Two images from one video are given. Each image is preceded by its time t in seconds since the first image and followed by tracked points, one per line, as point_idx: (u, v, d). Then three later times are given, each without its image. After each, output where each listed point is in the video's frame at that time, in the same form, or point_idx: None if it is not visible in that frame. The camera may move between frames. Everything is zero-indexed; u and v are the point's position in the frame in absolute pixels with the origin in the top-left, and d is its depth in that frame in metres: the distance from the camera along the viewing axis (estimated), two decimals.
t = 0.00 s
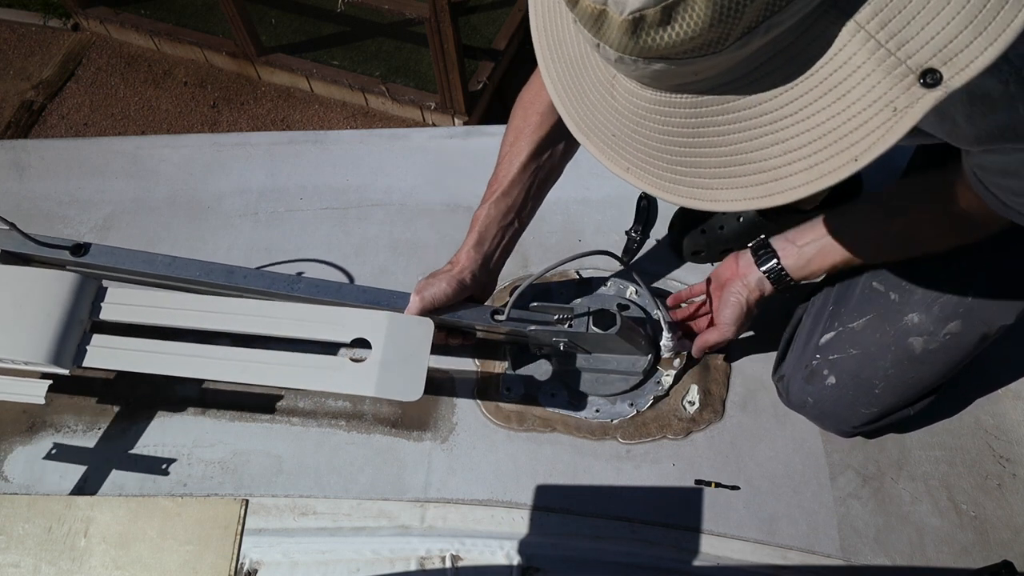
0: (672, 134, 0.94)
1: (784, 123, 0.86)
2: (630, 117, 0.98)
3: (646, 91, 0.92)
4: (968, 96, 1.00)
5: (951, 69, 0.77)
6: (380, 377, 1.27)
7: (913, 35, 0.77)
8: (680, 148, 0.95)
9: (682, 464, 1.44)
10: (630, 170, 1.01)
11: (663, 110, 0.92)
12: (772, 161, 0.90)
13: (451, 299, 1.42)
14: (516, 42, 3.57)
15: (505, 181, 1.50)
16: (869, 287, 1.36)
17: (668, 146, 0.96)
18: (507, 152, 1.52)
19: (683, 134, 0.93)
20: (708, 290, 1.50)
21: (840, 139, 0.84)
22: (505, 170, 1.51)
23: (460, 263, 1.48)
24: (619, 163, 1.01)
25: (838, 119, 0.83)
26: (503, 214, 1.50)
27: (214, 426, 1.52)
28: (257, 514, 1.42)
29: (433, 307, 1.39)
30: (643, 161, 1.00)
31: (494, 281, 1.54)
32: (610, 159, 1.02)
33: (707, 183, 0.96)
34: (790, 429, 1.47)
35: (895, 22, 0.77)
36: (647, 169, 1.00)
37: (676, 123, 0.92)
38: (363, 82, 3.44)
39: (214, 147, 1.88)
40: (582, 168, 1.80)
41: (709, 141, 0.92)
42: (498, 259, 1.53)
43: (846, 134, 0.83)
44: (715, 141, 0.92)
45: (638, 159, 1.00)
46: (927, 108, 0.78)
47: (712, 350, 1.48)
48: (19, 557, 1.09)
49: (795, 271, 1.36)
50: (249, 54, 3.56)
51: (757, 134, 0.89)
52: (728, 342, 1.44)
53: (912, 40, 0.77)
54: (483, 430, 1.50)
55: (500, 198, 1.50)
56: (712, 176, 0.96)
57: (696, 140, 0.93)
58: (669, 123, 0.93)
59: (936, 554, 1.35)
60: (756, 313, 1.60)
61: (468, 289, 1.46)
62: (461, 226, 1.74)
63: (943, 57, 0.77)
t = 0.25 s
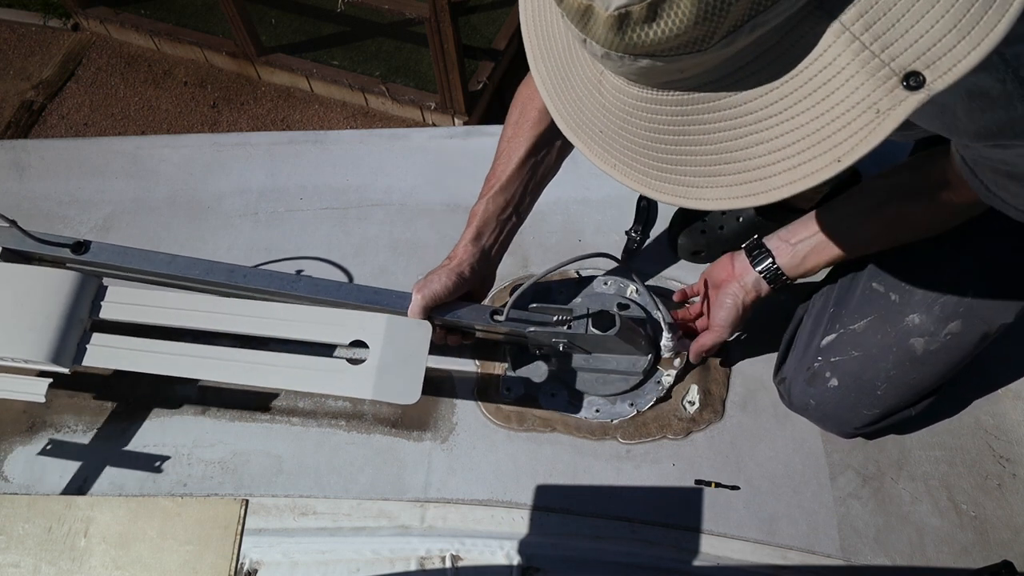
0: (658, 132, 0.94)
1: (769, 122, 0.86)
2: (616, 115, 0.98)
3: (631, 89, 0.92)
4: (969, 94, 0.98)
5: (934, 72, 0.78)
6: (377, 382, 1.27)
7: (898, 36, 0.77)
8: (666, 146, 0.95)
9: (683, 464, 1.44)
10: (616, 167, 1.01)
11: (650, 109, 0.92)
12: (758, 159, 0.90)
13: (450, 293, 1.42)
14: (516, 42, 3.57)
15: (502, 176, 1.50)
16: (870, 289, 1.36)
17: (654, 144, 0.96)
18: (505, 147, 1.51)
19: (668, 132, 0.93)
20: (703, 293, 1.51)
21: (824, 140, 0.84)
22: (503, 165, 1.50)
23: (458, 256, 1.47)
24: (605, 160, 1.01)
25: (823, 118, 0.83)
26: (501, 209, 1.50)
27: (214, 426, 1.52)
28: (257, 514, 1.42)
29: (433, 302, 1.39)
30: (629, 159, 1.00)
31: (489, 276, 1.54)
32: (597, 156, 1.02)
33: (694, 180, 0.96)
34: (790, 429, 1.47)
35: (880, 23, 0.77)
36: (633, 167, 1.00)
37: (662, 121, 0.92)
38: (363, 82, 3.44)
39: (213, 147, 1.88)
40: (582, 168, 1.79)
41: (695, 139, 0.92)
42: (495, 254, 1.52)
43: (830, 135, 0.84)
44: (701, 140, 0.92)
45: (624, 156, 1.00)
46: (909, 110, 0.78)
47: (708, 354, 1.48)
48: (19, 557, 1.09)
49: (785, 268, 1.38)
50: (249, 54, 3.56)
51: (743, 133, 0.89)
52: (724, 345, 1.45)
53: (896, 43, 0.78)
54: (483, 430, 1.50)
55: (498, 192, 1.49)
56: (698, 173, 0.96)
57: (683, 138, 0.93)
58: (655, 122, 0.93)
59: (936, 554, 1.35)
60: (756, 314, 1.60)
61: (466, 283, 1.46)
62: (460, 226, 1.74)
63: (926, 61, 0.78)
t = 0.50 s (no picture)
0: (659, 146, 0.94)
1: (769, 137, 0.86)
2: (619, 130, 0.98)
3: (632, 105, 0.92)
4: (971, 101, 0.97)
5: (928, 83, 0.77)
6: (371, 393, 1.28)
7: (889, 49, 0.77)
8: (668, 160, 0.95)
9: (683, 464, 1.44)
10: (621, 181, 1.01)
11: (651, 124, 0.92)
12: (757, 173, 0.90)
13: (446, 301, 1.42)
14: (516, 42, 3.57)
15: (499, 182, 1.50)
16: (873, 292, 1.36)
17: (656, 158, 0.96)
18: (502, 153, 1.51)
19: (670, 146, 0.93)
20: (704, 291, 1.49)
21: (824, 153, 0.84)
22: (500, 171, 1.50)
23: (452, 262, 1.47)
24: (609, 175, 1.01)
25: (818, 132, 0.83)
26: (496, 215, 1.50)
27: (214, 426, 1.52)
28: (257, 514, 1.42)
29: (428, 309, 1.39)
30: (633, 174, 1.00)
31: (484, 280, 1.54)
32: (602, 171, 1.03)
33: (696, 194, 0.96)
34: (791, 429, 1.47)
35: (869, 37, 0.77)
36: (637, 182, 1.00)
37: (664, 135, 0.92)
38: (363, 82, 3.44)
39: (214, 147, 1.88)
40: (581, 168, 1.79)
41: (697, 152, 0.92)
42: (489, 261, 1.52)
43: (829, 148, 0.83)
44: (702, 153, 0.92)
45: (628, 171, 1.00)
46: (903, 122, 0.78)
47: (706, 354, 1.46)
48: (19, 557, 1.09)
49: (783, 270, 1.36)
50: (249, 54, 3.56)
51: (743, 147, 0.88)
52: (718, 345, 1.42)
53: (888, 55, 0.77)
54: (483, 430, 1.50)
55: (493, 198, 1.49)
56: (700, 187, 0.95)
57: (684, 152, 0.93)
58: (656, 136, 0.93)
59: (936, 554, 1.35)
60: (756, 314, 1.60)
61: (459, 290, 1.45)
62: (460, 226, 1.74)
63: (919, 72, 0.77)
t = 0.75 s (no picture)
0: (668, 152, 0.94)
1: (779, 144, 0.86)
2: (626, 137, 0.98)
3: (639, 112, 0.92)
4: (980, 102, 0.97)
5: (942, 88, 0.77)
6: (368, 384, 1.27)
7: (902, 54, 0.77)
8: (677, 167, 0.95)
9: (683, 464, 1.44)
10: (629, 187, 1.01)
11: (659, 131, 0.92)
12: (768, 178, 0.90)
13: (449, 296, 1.42)
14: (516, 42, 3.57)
15: (504, 177, 1.49)
16: (874, 294, 1.36)
17: (664, 164, 0.96)
18: (507, 148, 1.51)
19: (679, 152, 0.93)
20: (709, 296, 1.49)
21: (836, 159, 0.84)
22: (504, 166, 1.50)
23: (456, 257, 1.47)
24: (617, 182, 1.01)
25: (830, 137, 0.83)
26: (500, 210, 1.50)
27: (214, 426, 1.52)
28: (257, 514, 1.42)
29: (431, 304, 1.39)
30: (642, 180, 1.00)
31: (488, 276, 1.55)
32: (610, 178, 1.02)
33: (706, 201, 0.96)
34: (791, 430, 1.47)
35: (881, 42, 0.77)
36: (646, 189, 1.00)
37: (672, 142, 0.92)
38: (363, 82, 3.44)
39: (214, 147, 1.88)
40: (581, 168, 1.79)
41: (706, 159, 0.92)
42: (494, 255, 1.53)
43: (841, 154, 0.83)
44: (712, 160, 0.91)
45: (637, 177, 1.00)
46: (916, 127, 0.78)
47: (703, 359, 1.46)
48: (19, 557, 1.09)
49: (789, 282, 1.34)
50: (249, 54, 3.56)
51: (753, 154, 0.88)
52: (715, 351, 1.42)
53: (901, 60, 0.77)
54: (483, 430, 1.50)
55: (498, 193, 1.49)
56: (710, 194, 0.95)
57: (693, 159, 0.93)
58: (665, 143, 0.93)
59: (937, 555, 1.35)
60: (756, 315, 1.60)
61: (463, 284, 1.45)
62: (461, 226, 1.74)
63: (933, 77, 0.77)
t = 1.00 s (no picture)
0: (669, 153, 0.94)
1: (779, 146, 0.86)
2: (627, 136, 0.98)
3: (641, 112, 0.92)
4: (983, 106, 0.98)
5: (940, 96, 0.78)
6: (367, 385, 1.27)
7: (903, 60, 0.77)
8: (677, 167, 0.95)
9: (683, 464, 1.44)
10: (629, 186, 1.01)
11: (660, 131, 0.92)
12: (768, 181, 0.90)
13: (450, 294, 1.43)
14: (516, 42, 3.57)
15: (504, 175, 1.50)
16: (875, 294, 1.36)
17: (664, 164, 0.96)
18: (507, 146, 1.51)
19: (679, 153, 0.93)
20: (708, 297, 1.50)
21: (835, 164, 0.84)
22: (504, 164, 1.50)
23: (455, 254, 1.47)
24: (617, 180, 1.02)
25: (830, 142, 0.83)
26: (500, 208, 1.50)
27: (214, 426, 1.52)
28: (257, 514, 1.42)
29: (431, 301, 1.40)
30: (642, 179, 1.00)
31: (486, 274, 1.55)
32: (610, 176, 1.03)
33: (706, 201, 0.96)
34: (791, 429, 1.47)
35: (883, 49, 0.77)
36: (645, 187, 1.00)
37: (673, 143, 0.92)
38: (363, 82, 3.44)
39: (214, 147, 1.88)
40: (581, 168, 1.79)
41: (707, 161, 0.92)
42: (493, 253, 1.53)
43: (840, 160, 0.84)
44: (712, 161, 0.92)
45: (637, 176, 1.01)
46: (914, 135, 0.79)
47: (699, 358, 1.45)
48: (19, 557, 1.09)
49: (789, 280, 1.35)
50: (249, 54, 3.56)
51: (753, 156, 0.89)
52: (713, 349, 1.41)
53: (901, 67, 0.78)
54: (483, 429, 1.50)
55: (498, 191, 1.49)
56: (709, 195, 0.96)
57: (694, 160, 0.93)
58: (666, 143, 0.93)
59: (937, 555, 1.35)
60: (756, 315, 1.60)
61: (462, 282, 1.45)
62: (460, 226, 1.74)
63: (932, 85, 0.78)
